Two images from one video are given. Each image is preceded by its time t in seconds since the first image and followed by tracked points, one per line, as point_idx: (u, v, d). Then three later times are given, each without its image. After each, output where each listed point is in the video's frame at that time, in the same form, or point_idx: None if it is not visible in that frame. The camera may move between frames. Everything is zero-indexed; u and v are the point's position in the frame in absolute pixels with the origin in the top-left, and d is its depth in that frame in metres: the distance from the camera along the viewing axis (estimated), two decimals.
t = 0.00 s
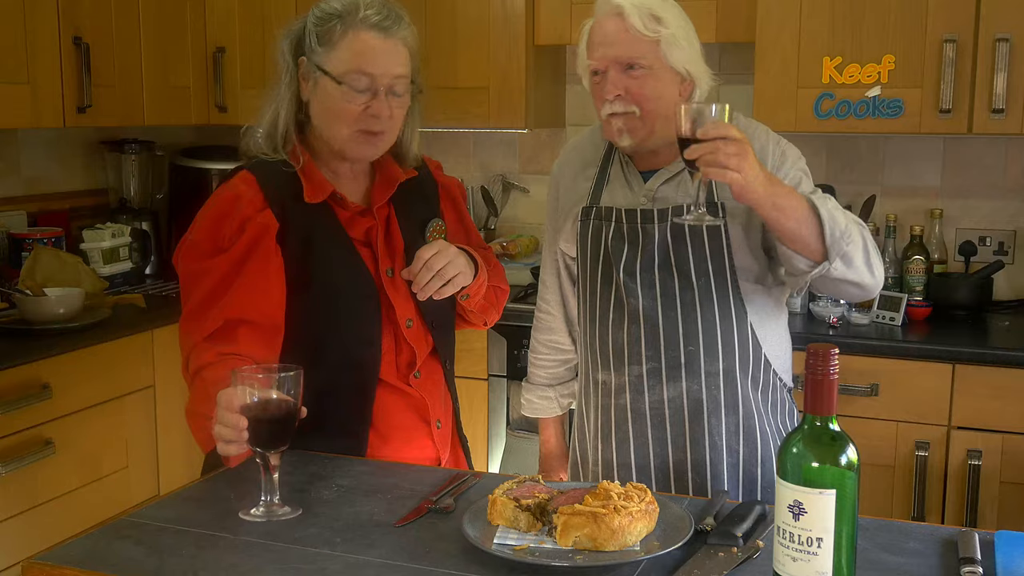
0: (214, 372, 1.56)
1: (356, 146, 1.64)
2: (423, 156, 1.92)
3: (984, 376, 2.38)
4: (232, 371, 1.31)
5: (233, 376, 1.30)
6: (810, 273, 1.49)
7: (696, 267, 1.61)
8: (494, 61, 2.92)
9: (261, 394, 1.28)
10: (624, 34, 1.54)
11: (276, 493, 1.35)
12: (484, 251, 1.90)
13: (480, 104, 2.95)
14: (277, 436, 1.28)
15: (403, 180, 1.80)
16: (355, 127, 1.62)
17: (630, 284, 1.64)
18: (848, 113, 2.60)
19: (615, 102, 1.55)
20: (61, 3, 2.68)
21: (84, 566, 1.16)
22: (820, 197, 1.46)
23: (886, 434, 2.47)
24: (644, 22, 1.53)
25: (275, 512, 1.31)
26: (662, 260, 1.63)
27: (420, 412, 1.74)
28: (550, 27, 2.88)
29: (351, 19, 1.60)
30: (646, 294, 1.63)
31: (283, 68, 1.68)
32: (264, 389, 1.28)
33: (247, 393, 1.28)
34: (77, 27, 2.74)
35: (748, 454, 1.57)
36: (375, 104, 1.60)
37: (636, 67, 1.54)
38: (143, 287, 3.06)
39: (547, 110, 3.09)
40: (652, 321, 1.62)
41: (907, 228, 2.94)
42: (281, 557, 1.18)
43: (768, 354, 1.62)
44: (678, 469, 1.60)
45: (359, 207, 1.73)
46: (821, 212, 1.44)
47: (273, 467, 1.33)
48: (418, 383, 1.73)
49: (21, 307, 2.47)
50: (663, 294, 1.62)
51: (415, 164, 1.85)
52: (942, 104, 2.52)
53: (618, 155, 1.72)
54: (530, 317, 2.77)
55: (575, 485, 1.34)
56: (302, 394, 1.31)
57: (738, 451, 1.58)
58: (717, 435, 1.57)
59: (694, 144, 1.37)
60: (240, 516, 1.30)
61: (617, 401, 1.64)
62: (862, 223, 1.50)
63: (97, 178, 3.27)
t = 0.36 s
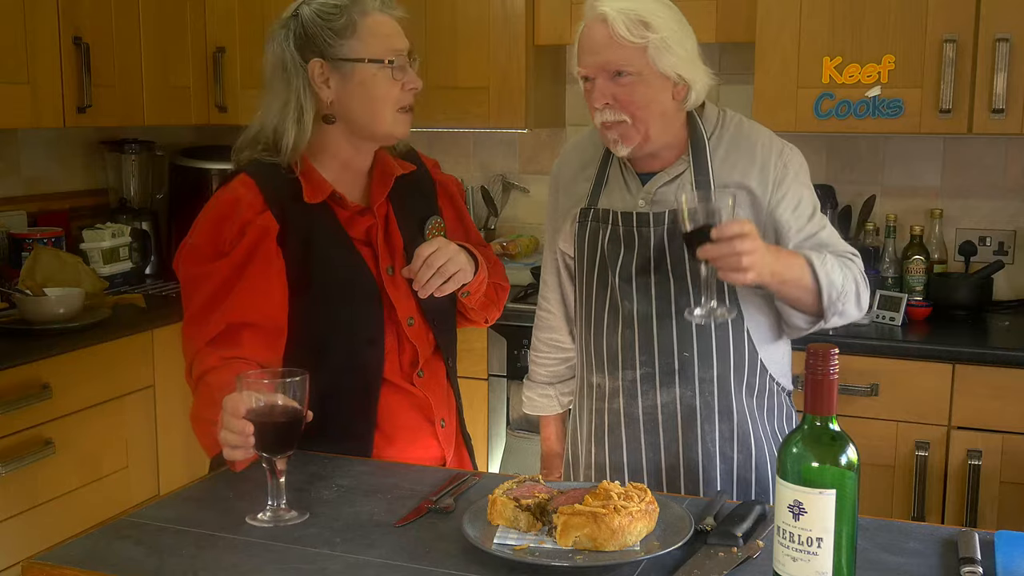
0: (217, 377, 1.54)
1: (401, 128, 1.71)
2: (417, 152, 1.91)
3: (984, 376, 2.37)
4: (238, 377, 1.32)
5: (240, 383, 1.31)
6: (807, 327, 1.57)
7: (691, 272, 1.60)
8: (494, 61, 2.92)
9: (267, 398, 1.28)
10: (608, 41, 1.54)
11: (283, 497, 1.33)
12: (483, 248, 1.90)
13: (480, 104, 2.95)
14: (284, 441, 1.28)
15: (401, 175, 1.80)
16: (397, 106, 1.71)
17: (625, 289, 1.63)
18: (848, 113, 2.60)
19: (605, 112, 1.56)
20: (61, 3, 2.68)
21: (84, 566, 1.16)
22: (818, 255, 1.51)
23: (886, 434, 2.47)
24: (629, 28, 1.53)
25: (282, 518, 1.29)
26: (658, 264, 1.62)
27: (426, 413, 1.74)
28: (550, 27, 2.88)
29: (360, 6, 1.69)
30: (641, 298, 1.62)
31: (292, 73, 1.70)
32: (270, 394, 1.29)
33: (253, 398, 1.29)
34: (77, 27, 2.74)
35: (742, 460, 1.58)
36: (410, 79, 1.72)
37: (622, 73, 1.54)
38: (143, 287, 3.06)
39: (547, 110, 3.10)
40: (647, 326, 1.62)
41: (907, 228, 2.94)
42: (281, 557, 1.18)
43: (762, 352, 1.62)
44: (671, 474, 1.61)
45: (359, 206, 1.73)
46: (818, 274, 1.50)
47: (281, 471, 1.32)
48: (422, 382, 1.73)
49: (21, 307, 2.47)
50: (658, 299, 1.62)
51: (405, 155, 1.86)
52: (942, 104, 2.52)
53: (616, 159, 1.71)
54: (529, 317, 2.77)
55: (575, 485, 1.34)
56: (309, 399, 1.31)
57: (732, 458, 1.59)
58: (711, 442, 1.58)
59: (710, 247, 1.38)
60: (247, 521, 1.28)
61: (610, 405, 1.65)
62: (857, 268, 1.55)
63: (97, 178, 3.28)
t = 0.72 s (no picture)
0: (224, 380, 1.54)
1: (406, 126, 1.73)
2: (416, 149, 1.91)
3: (984, 376, 2.37)
4: (239, 381, 1.32)
5: (240, 388, 1.30)
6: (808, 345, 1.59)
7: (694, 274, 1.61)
8: (494, 61, 2.92)
9: (267, 402, 1.28)
10: (632, 31, 1.53)
11: (284, 497, 1.33)
12: (486, 246, 1.90)
13: (480, 104, 2.95)
14: (283, 444, 1.28)
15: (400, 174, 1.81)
16: (401, 106, 1.73)
17: (630, 287, 1.64)
18: (848, 113, 2.60)
19: (620, 102, 1.56)
20: (61, 3, 2.68)
21: (84, 566, 1.16)
22: (823, 279, 1.53)
23: (885, 434, 2.47)
24: (654, 20, 1.52)
25: (282, 518, 1.29)
26: (664, 263, 1.62)
27: (431, 411, 1.75)
28: (551, 28, 2.88)
29: (362, 8, 1.69)
30: (645, 298, 1.63)
31: (297, 80, 1.69)
32: (270, 397, 1.28)
33: (252, 400, 1.28)
34: (77, 27, 2.74)
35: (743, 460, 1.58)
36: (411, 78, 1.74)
37: (642, 66, 1.54)
38: (143, 287, 3.06)
39: (547, 110, 3.10)
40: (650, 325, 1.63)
41: (907, 228, 2.94)
42: (281, 557, 1.18)
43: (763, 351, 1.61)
44: (670, 475, 1.61)
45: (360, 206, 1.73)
46: (822, 298, 1.52)
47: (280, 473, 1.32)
48: (427, 380, 1.74)
49: (21, 307, 2.47)
50: (663, 299, 1.62)
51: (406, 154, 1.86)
52: (942, 104, 2.52)
53: (631, 153, 1.71)
54: (529, 317, 2.77)
55: (575, 485, 1.34)
56: (306, 404, 1.31)
57: (730, 463, 1.58)
58: (710, 447, 1.58)
59: (708, 279, 1.43)
60: (248, 522, 1.28)
61: (610, 403, 1.65)
62: (864, 287, 1.57)
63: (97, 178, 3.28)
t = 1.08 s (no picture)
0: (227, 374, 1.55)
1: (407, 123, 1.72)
2: (426, 147, 1.93)
3: (984, 375, 2.37)
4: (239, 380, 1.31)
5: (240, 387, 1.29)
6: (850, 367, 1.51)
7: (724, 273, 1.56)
8: (495, 61, 2.92)
9: (267, 403, 1.27)
10: (687, 25, 1.46)
11: (284, 497, 1.33)
12: (496, 247, 1.92)
13: (480, 104, 2.95)
14: (282, 443, 1.28)
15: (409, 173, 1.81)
16: (400, 103, 1.72)
17: (655, 286, 1.61)
18: (848, 113, 2.60)
19: (671, 99, 1.49)
20: (61, 3, 2.68)
21: (84, 566, 1.16)
22: (869, 297, 1.44)
23: (885, 434, 2.47)
24: (710, 15, 1.44)
25: (283, 518, 1.29)
26: (690, 263, 1.58)
27: (438, 411, 1.74)
28: (551, 28, 2.88)
29: (357, 8, 1.69)
30: (669, 298, 1.59)
31: (297, 79, 1.71)
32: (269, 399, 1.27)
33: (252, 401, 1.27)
34: (77, 27, 2.74)
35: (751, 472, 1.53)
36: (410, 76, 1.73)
37: (696, 63, 1.46)
38: (143, 287, 3.06)
39: (547, 110, 3.10)
40: (671, 327, 1.59)
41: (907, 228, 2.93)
42: (282, 557, 1.18)
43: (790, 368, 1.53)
44: (679, 483, 1.58)
45: (368, 206, 1.73)
46: (867, 318, 1.43)
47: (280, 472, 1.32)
48: (435, 378, 1.75)
49: (21, 306, 2.47)
50: (686, 300, 1.58)
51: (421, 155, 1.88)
52: (942, 104, 2.52)
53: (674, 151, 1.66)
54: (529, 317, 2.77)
55: (575, 485, 1.34)
56: (307, 404, 1.30)
57: (742, 477, 1.54)
58: (721, 458, 1.54)
59: (747, 284, 1.37)
60: (248, 522, 1.28)
61: (625, 405, 1.62)
62: (912, 313, 1.47)
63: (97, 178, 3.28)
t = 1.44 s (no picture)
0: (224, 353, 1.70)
1: (399, 123, 1.70)
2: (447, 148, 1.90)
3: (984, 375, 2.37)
4: (240, 380, 1.32)
5: (240, 387, 1.30)
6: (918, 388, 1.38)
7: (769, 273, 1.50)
8: (495, 61, 2.92)
9: (266, 403, 1.28)
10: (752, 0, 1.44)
11: (284, 497, 1.33)
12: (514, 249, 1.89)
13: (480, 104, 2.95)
14: (284, 442, 1.28)
15: (423, 172, 1.81)
16: (394, 103, 1.69)
17: (695, 286, 1.58)
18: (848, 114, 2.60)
19: (725, 75, 1.47)
20: (61, 3, 2.68)
21: (85, 566, 1.16)
22: (939, 308, 1.32)
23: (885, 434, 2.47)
24: None
25: (282, 518, 1.29)
26: (733, 262, 1.53)
27: (444, 412, 1.73)
28: (551, 28, 2.88)
29: (360, 6, 1.69)
30: (707, 299, 1.55)
31: (298, 72, 1.74)
32: (268, 399, 1.28)
33: (253, 402, 1.28)
34: (77, 27, 2.74)
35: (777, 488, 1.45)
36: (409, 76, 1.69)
37: (755, 40, 1.44)
38: (143, 287, 3.06)
39: (547, 110, 3.10)
40: (707, 330, 1.54)
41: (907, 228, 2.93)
42: (282, 557, 1.18)
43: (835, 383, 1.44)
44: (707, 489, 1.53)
45: (377, 206, 1.75)
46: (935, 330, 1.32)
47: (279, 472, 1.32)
48: (441, 380, 1.73)
49: (21, 307, 2.47)
50: (726, 300, 1.53)
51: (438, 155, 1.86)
52: (942, 104, 2.52)
53: (734, 143, 1.62)
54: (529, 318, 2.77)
55: (575, 485, 1.34)
56: (307, 404, 1.31)
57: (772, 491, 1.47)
58: (751, 472, 1.47)
59: (794, 292, 1.26)
60: (248, 522, 1.28)
61: (658, 408, 1.60)
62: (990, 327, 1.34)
63: (97, 178, 3.28)
